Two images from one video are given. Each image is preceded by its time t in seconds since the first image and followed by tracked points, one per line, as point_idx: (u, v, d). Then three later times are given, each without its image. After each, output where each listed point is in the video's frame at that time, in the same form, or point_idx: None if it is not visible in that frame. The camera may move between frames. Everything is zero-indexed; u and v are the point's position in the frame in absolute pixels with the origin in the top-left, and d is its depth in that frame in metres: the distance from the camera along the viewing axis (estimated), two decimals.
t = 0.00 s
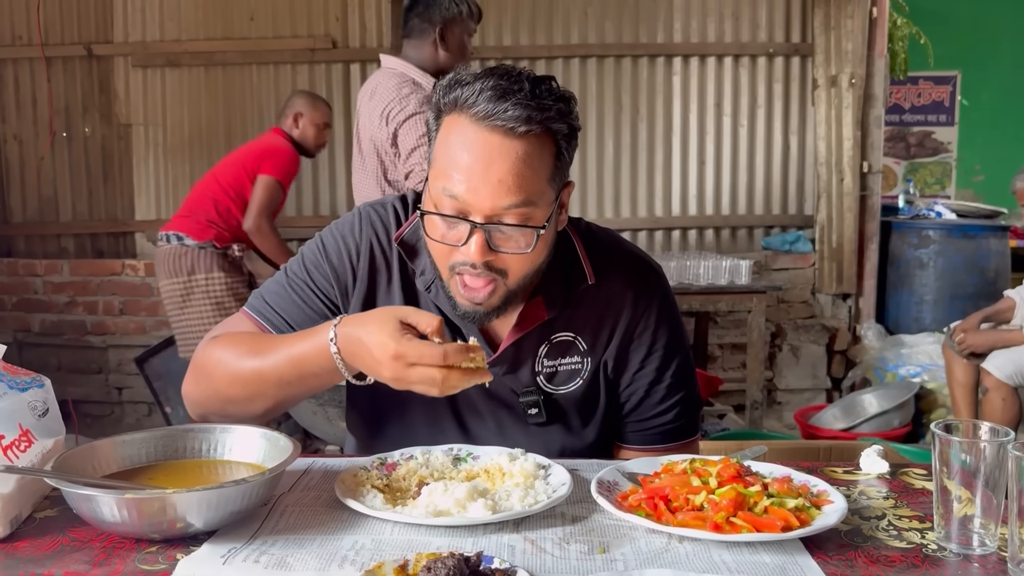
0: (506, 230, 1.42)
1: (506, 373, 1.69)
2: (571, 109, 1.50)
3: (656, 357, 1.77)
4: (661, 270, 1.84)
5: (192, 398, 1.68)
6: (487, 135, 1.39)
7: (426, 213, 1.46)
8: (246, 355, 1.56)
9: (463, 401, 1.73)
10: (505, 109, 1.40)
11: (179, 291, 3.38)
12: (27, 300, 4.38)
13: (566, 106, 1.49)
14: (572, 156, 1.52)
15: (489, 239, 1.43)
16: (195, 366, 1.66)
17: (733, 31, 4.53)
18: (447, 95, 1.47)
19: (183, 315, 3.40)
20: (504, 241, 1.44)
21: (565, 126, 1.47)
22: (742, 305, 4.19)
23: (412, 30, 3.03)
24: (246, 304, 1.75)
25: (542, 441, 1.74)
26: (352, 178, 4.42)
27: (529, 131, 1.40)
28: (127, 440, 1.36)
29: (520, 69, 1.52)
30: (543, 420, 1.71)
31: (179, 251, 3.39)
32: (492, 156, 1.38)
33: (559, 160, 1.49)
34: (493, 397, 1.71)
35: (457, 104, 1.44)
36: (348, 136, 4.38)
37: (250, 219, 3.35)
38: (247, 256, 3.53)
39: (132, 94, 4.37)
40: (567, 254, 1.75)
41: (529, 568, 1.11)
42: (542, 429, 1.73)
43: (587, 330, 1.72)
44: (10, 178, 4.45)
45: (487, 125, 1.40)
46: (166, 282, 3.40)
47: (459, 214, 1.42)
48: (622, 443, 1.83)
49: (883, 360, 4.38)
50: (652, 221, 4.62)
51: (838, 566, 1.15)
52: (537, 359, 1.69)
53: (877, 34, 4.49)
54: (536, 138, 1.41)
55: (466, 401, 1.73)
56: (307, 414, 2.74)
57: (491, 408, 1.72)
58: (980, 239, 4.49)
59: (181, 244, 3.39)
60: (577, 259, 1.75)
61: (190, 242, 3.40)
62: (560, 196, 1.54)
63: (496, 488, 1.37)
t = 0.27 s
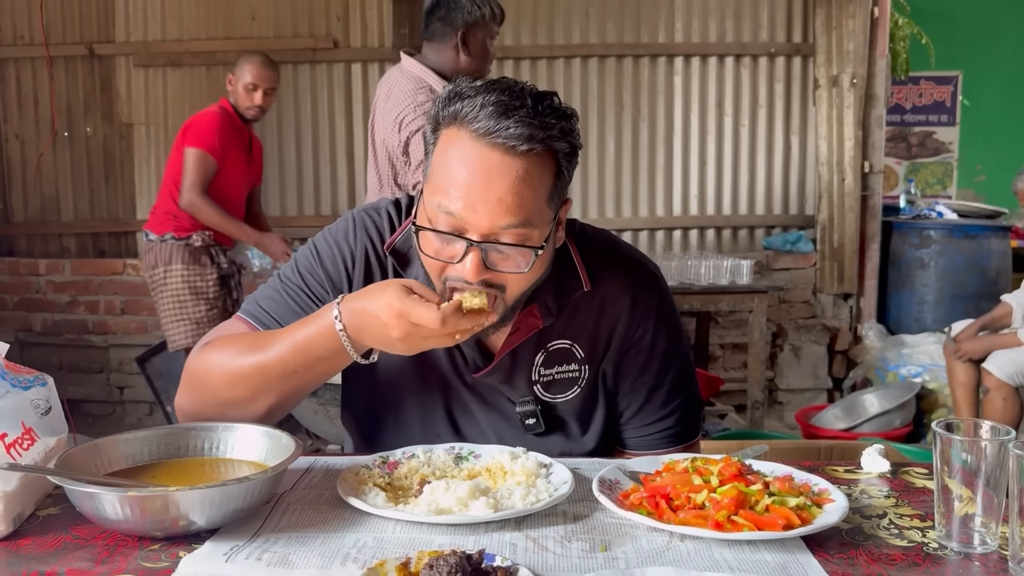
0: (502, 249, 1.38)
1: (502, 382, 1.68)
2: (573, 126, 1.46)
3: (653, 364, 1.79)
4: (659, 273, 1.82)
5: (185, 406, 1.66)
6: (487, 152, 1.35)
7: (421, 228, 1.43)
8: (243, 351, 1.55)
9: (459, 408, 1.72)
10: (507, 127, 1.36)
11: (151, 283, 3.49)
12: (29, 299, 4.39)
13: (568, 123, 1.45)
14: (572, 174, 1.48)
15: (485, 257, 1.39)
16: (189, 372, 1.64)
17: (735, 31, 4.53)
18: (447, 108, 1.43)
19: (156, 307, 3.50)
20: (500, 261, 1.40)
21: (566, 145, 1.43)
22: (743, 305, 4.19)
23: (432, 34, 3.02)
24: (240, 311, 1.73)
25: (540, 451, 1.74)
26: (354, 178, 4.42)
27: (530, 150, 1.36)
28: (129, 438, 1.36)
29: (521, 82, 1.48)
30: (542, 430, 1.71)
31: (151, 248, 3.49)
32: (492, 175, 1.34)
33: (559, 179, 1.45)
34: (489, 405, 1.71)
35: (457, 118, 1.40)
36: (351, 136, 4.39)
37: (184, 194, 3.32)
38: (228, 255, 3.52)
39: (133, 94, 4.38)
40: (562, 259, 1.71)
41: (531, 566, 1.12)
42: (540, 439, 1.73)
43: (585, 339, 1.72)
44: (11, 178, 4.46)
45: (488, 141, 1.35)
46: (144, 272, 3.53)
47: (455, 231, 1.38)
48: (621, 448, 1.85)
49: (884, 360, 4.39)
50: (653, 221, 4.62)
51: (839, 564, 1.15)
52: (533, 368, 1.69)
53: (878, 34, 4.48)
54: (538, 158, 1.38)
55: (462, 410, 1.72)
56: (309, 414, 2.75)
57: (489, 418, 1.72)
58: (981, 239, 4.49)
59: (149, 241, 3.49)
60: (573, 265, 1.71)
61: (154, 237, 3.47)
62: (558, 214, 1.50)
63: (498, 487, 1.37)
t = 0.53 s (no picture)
0: (501, 264, 1.39)
1: (504, 384, 1.69)
2: (578, 140, 1.45)
3: (654, 364, 1.79)
4: (660, 273, 1.82)
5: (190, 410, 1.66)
6: (489, 170, 1.34)
7: (421, 240, 1.44)
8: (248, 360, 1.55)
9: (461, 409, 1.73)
10: (511, 144, 1.35)
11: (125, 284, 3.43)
12: (29, 299, 4.38)
13: (573, 137, 1.45)
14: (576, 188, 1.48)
15: (484, 270, 1.40)
16: (191, 377, 1.64)
17: (736, 30, 4.54)
18: (451, 120, 1.42)
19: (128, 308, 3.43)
20: (499, 274, 1.41)
21: (570, 160, 1.43)
22: (744, 305, 4.20)
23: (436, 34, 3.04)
24: (241, 315, 1.73)
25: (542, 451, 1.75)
26: (355, 178, 4.43)
27: (533, 168, 1.36)
28: (133, 436, 1.37)
29: (528, 92, 1.47)
30: (544, 430, 1.72)
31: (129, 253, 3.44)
32: (492, 192, 1.34)
33: (561, 193, 1.45)
34: (491, 406, 1.72)
35: (461, 131, 1.39)
36: (352, 135, 4.40)
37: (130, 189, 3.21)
38: (202, 259, 3.37)
39: (135, 93, 4.38)
40: (564, 261, 1.69)
41: (535, 563, 1.12)
42: (542, 439, 1.74)
43: (586, 340, 1.72)
44: (14, 177, 4.47)
45: (490, 158, 1.35)
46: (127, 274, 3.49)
47: (454, 243, 1.38)
48: (624, 447, 1.86)
49: (885, 360, 4.40)
50: (654, 220, 4.62)
51: (841, 561, 1.16)
52: (535, 369, 1.69)
53: (879, 34, 4.49)
54: (541, 175, 1.37)
55: (463, 410, 1.73)
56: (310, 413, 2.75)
57: (491, 419, 1.72)
58: (982, 239, 4.49)
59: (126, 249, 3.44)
60: (574, 267, 1.71)
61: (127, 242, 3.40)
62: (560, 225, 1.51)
63: (501, 483, 1.38)
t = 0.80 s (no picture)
0: (507, 264, 1.40)
1: (505, 379, 1.69)
2: (576, 138, 1.46)
3: (655, 360, 1.80)
4: (660, 271, 1.82)
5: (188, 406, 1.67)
6: (489, 173, 1.35)
7: (426, 245, 1.44)
8: (250, 361, 1.56)
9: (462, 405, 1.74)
10: (510, 146, 1.36)
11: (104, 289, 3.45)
12: (31, 298, 4.39)
13: (571, 135, 1.45)
14: (577, 184, 1.49)
15: (490, 272, 1.41)
16: (191, 372, 1.65)
17: (736, 30, 4.54)
18: (450, 123, 1.43)
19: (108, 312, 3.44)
20: (505, 273, 1.41)
21: (569, 159, 1.43)
22: (744, 304, 4.21)
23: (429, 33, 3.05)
24: (242, 310, 1.73)
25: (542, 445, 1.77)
26: (357, 177, 4.44)
27: (534, 169, 1.37)
28: (136, 433, 1.38)
29: (524, 93, 1.47)
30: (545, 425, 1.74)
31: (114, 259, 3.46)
32: (494, 194, 1.34)
33: (563, 191, 1.45)
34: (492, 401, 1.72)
35: (460, 134, 1.40)
36: (354, 135, 4.41)
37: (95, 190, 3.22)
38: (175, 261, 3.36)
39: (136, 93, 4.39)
40: (566, 258, 1.69)
41: (534, 559, 1.13)
42: (543, 433, 1.76)
43: (586, 336, 1.73)
44: (15, 176, 4.48)
45: (491, 162, 1.35)
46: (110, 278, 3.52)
47: (460, 247, 1.39)
48: (623, 443, 1.87)
49: (884, 360, 4.40)
50: (654, 220, 4.63)
51: (838, 558, 1.17)
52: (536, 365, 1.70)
53: (879, 34, 4.49)
54: (542, 175, 1.38)
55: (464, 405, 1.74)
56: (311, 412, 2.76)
57: (492, 414, 1.73)
58: (982, 239, 4.50)
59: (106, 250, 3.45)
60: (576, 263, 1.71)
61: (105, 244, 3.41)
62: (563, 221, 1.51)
63: (500, 481, 1.39)
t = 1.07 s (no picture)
0: (508, 262, 1.41)
1: (506, 375, 1.70)
2: (581, 133, 1.45)
3: (656, 356, 1.80)
4: (662, 269, 1.83)
5: (193, 398, 1.68)
6: (491, 171, 1.35)
7: (427, 241, 1.45)
8: (263, 365, 1.58)
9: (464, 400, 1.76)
10: (512, 145, 1.35)
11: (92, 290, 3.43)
12: (32, 296, 4.40)
13: (575, 132, 1.44)
14: (579, 182, 1.48)
15: (490, 270, 1.42)
16: (200, 361, 1.67)
17: (737, 29, 4.55)
18: (454, 121, 1.43)
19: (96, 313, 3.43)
20: (505, 270, 1.43)
21: (572, 158, 1.42)
22: (744, 303, 4.21)
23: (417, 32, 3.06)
24: (246, 304, 1.75)
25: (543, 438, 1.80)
26: (358, 176, 4.44)
27: (536, 167, 1.36)
28: (139, 429, 1.38)
29: (529, 90, 1.47)
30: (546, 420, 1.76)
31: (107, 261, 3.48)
32: (497, 193, 1.34)
33: (566, 189, 1.45)
34: (494, 397, 1.74)
35: (464, 133, 1.40)
36: (355, 134, 4.41)
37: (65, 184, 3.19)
38: (166, 261, 3.35)
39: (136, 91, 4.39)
40: (568, 255, 1.71)
41: (535, 554, 1.14)
42: (544, 428, 1.78)
43: (588, 332, 1.74)
44: (16, 175, 4.49)
45: (493, 159, 1.35)
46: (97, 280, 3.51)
47: (462, 245, 1.40)
48: (626, 440, 1.86)
49: (884, 358, 4.40)
50: (654, 219, 4.64)
51: (836, 553, 1.17)
52: (538, 361, 1.71)
53: (880, 33, 4.49)
54: (544, 173, 1.37)
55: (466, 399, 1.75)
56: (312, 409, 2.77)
57: (494, 409, 1.75)
58: (982, 238, 4.50)
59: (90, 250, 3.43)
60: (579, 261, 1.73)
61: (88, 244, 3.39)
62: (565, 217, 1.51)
63: (501, 477, 1.39)
